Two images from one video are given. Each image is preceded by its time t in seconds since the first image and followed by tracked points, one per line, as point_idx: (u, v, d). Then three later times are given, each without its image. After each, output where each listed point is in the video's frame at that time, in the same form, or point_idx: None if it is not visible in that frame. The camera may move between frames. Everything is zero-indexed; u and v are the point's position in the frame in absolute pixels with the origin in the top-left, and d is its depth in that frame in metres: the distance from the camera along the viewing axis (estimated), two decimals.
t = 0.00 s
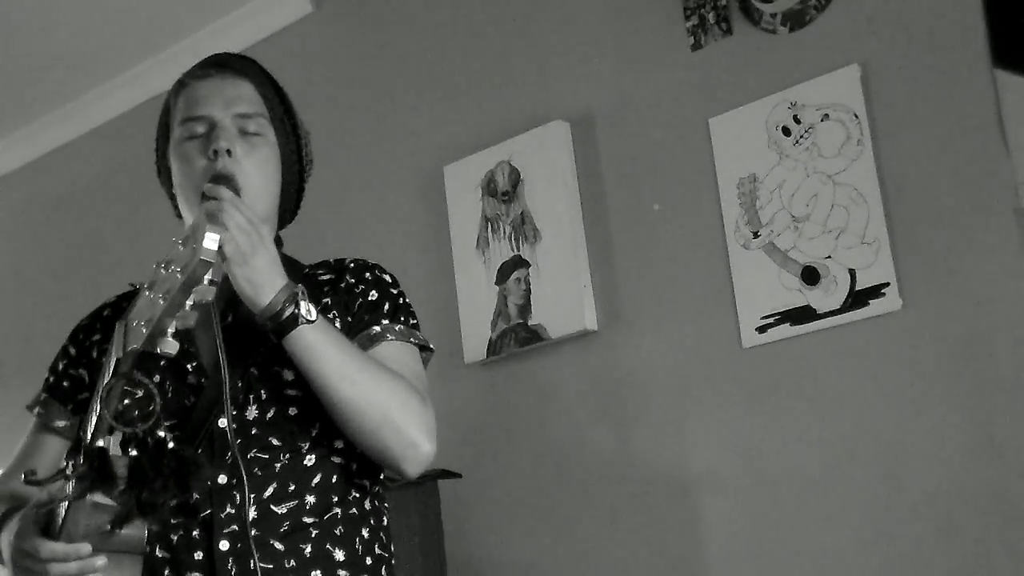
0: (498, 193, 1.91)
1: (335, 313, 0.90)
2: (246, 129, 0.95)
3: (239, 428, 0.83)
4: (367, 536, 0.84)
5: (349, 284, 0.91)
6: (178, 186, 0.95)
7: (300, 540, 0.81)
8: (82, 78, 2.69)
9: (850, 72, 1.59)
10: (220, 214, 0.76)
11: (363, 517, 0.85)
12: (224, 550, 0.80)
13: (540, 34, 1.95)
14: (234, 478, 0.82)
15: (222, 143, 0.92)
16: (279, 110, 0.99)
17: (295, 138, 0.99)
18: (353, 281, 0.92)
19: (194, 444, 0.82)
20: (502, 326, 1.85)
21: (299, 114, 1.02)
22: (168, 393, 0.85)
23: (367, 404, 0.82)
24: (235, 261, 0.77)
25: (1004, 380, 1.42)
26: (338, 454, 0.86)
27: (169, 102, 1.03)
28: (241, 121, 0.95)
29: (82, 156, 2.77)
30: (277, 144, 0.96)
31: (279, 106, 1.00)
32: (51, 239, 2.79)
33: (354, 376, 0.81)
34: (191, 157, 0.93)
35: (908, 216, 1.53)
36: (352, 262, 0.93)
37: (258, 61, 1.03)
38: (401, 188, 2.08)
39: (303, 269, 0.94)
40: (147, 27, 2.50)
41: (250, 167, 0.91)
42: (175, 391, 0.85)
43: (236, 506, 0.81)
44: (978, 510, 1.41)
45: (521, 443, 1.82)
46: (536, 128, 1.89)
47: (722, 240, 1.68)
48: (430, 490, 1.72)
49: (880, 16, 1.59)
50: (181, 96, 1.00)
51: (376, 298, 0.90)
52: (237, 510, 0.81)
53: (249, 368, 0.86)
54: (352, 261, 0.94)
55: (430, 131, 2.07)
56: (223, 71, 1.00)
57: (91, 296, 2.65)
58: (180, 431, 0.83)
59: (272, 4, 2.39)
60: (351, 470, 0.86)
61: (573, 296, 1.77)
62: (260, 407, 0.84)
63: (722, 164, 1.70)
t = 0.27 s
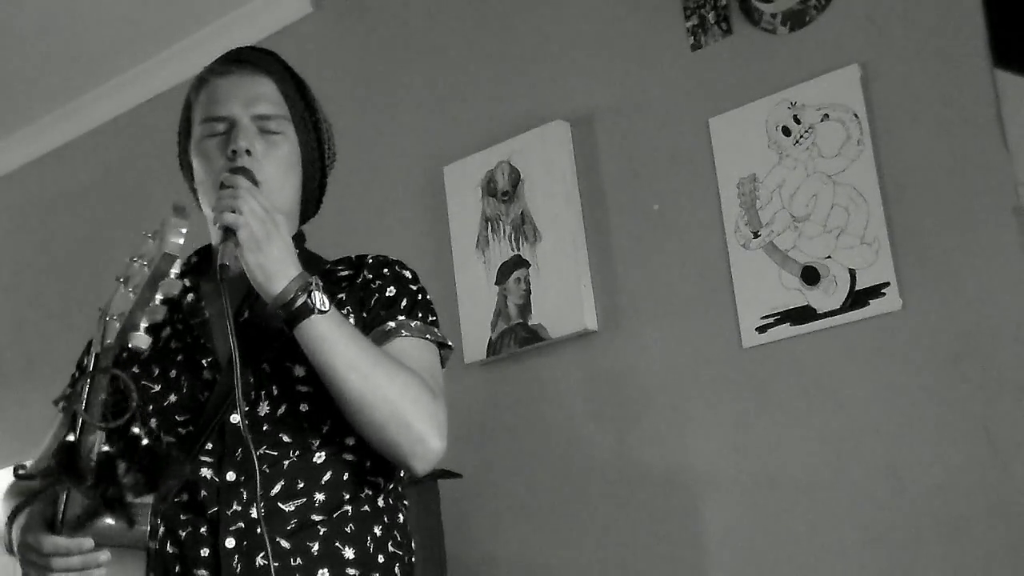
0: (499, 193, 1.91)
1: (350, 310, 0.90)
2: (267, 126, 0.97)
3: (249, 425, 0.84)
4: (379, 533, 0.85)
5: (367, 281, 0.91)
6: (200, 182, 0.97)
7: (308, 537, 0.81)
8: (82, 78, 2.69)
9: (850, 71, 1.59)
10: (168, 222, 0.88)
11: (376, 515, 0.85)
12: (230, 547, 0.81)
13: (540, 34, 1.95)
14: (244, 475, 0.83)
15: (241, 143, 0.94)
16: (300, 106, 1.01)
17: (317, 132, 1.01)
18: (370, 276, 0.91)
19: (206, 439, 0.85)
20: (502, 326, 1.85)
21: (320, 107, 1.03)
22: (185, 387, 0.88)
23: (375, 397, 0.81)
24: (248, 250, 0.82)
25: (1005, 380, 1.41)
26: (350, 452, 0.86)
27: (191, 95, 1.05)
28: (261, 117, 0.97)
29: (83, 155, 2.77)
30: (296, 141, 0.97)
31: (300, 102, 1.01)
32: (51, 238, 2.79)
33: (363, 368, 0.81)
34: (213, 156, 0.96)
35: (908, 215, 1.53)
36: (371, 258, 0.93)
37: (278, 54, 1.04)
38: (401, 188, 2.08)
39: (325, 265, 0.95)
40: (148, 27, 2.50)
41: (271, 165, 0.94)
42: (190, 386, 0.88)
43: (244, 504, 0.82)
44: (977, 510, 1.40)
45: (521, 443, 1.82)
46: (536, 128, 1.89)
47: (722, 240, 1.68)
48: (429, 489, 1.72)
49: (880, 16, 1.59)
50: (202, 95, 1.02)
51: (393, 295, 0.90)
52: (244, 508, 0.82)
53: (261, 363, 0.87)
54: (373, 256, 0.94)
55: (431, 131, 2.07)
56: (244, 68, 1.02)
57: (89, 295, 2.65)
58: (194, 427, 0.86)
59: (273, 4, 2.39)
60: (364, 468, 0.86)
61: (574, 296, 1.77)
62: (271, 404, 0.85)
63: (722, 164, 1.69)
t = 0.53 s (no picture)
0: (499, 193, 1.91)
1: (366, 306, 0.92)
2: (281, 119, 1.01)
3: (261, 422, 0.85)
4: (392, 531, 0.85)
5: (384, 276, 0.92)
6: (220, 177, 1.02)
7: (315, 534, 0.82)
8: (82, 78, 2.69)
9: (850, 71, 1.59)
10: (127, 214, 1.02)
11: (389, 512, 0.85)
12: (237, 544, 0.82)
13: (540, 34, 1.95)
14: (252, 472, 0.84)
15: (255, 138, 0.99)
16: (317, 97, 1.05)
17: (334, 123, 1.05)
18: (388, 271, 0.92)
19: (218, 435, 0.86)
20: (502, 326, 1.85)
21: (337, 97, 1.06)
22: (201, 384, 0.90)
23: (383, 396, 0.82)
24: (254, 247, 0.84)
25: (1004, 380, 1.42)
26: (363, 449, 0.87)
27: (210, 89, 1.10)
28: (275, 111, 1.01)
29: (83, 155, 2.77)
30: (311, 132, 1.01)
31: (315, 92, 1.05)
32: (51, 238, 2.79)
33: (370, 366, 0.82)
34: (230, 153, 1.00)
35: (908, 215, 1.53)
36: (388, 253, 0.94)
37: (295, 46, 1.08)
38: (401, 188, 2.08)
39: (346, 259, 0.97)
40: (148, 27, 2.50)
41: (285, 158, 0.97)
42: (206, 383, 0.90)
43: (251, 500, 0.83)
44: (977, 510, 1.41)
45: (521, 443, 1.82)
46: (536, 128, 1.89)
47: (722, 240, 1.68)
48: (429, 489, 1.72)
49: (879, 16, 1.59)
50: (219, 89, 1.06)
51: (411, 291, 0.91)
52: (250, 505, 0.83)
53: (274, 359, 0.88)
54: (392, 251, 0.95)
55: (430, 131, 2.07)
56: (258, 60, 1.06)
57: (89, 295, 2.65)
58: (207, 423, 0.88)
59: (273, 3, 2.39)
60: (377, 465, 0.87)
61: (574, 296, 1.77)
62: (283, 400, 0.86)
63: (722, 164, 1.69)
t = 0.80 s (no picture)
0: (499, 193, 1.91)
1: (380, 301, 1.00)
2: (297, 112, 1.11)
3: (272, 419, 0.95)
4: (401, 530, 0.93)
5: (401, 272, 1.01)
6: (236, 164, 1.12)
7: (321, 532, 0.91)
8: (83, 78, 2.69)
9: (850, 72, 1.59)
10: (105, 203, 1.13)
11: (397, 511, 0.94)
12: (243, 541, 0.92)
13: (539, 35, 1.95)
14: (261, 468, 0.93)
15: (272, 132, 1.09)
16: (331, 91, 1.14)
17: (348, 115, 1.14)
18: (404, 269, 1.01)
19: (230, 432, 0.96)
20: (502, 326, 1.85)
21: (352, 90, 1.16)
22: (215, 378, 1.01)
23: (390, 396, 0.89)
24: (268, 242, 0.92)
25: (1004, 380, 1.41)
26: (371, 447, 0.96)
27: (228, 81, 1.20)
28: (291, 104, 1.11)
29: (83, 155, 2.76)
30: (327, 125, 1.11)
31: (331, 87, 1.15)
32: (52, 239, 2.79)
33: (378, 367, 0.89)
34: (248, 143, 1.10)
35: (908, 216, 1.53)
36: (406, 250, 1.03)
37: (310, 40, 1.18)
38: (401, 188, 2.08)
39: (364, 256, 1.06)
40: (148, 26, 2.50)
41: (304, 149, 1.08)
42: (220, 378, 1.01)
43: (257, 498, 0.92)
44: (977, 510, 1.40)
45: (521, 442, 1.82)
46: (536, 128, 1.89)
47: (722, 240, 1.68)
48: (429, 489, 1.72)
49: (879, 16, 1.59)
50: (238, 84, 1.16)
51: (425, 288, 0.99)
52: (258, 502, 0.92)
53: (284, 357, 0.98)
54: (409, 248, 1.03)
55: (431, 131, 2.07)
56: (275, 56, 1.16)
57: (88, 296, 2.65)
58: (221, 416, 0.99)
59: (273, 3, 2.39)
60: (387, 464, 0.96)
61: (574, 296, 1.77)
62: (293, 397, 0.96)
63: (722, 164, 1.69)
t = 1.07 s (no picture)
0: (499, 193, 1.91)
1: (391, 300, 1.00)
2: (310, 104, 1.13)
3: (278, 418, 0.97)
4: (407, 531, 0.95)
5: (413, 271, 1.01)
6: (248, 154, 1.14)
7: (325, 533, 0.92)
8: (81, 78, 2.69)
9: (850, 72, 1.59)
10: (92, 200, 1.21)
11: (403, 512, 0.95)
12: (246, 540, 0.94)
13: (539, 35, 1.95)
14: (266, 467, 0.95)
15: (283, 124, 1.11)
16: (345, 84, 1.16)
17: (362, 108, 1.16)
18: (417, 267, 1.01)
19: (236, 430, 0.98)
20: (502, 325, 1.85)
21: (367, 84, 1.18)
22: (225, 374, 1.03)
23: (394, 395, 0.89)
24: (272, 238, 0.92)
25: (1005, 380, 1.42)
26: (378, 447, 0.97)
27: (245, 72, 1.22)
28: (304, 96, 1.13)
29: (82, 156, 2.76)
30: (339, 117, 1.13)
31: (344, 80, 1.17)
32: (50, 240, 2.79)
33: (382, 365, 0.89)
34: (260, 134, 1.13)
35: (908, 216, 1.53)
36: (418, 248, 1.04)
37: (325, 34, 1.20)
38: (400, 188, 2.08)
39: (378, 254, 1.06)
40: (148, 27, 2.50)
41: (316, 140, 1.10)
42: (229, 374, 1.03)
43: (261, 498, 0.94)
44: (978, 510, 1.41)
45: (521, 443, 1.82)
46: (536, 128, 1.89)
47: (722, 241, 1.68)
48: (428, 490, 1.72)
49: (879, 16, 1.59)
50: (253, 77, 1.19)
51: (437, 286, 0.99)
52: (261, 501, 0.94)
53: (292, 355, 0.99)
54: (421, 247, 1.04)
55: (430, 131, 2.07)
56: (288, 49, 1.18)
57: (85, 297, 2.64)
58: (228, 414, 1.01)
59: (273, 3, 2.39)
60: (395, 464, 0.97)
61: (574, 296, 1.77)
62: (301, 395, 0.98)
63: (722, 164, 1.69)
